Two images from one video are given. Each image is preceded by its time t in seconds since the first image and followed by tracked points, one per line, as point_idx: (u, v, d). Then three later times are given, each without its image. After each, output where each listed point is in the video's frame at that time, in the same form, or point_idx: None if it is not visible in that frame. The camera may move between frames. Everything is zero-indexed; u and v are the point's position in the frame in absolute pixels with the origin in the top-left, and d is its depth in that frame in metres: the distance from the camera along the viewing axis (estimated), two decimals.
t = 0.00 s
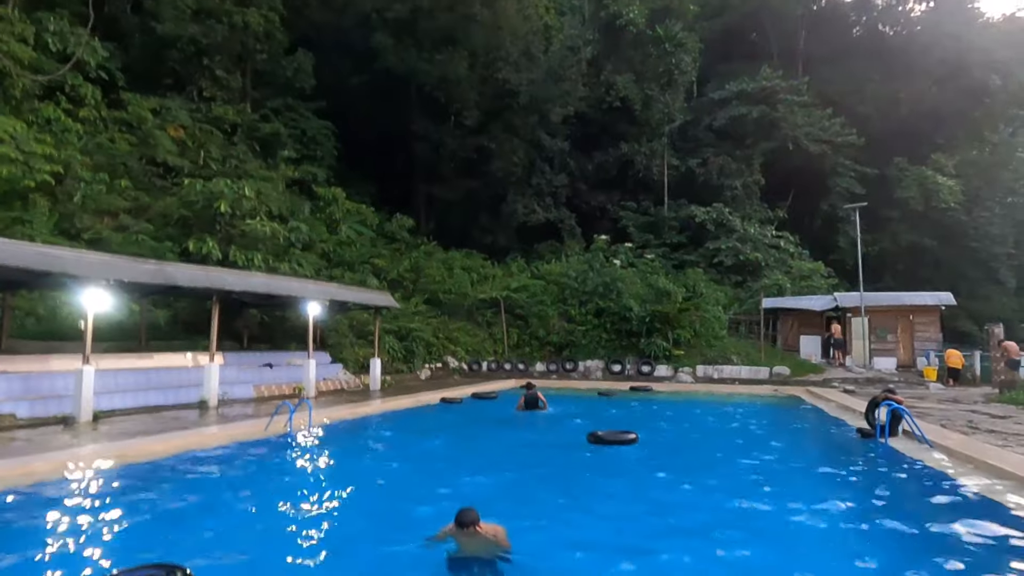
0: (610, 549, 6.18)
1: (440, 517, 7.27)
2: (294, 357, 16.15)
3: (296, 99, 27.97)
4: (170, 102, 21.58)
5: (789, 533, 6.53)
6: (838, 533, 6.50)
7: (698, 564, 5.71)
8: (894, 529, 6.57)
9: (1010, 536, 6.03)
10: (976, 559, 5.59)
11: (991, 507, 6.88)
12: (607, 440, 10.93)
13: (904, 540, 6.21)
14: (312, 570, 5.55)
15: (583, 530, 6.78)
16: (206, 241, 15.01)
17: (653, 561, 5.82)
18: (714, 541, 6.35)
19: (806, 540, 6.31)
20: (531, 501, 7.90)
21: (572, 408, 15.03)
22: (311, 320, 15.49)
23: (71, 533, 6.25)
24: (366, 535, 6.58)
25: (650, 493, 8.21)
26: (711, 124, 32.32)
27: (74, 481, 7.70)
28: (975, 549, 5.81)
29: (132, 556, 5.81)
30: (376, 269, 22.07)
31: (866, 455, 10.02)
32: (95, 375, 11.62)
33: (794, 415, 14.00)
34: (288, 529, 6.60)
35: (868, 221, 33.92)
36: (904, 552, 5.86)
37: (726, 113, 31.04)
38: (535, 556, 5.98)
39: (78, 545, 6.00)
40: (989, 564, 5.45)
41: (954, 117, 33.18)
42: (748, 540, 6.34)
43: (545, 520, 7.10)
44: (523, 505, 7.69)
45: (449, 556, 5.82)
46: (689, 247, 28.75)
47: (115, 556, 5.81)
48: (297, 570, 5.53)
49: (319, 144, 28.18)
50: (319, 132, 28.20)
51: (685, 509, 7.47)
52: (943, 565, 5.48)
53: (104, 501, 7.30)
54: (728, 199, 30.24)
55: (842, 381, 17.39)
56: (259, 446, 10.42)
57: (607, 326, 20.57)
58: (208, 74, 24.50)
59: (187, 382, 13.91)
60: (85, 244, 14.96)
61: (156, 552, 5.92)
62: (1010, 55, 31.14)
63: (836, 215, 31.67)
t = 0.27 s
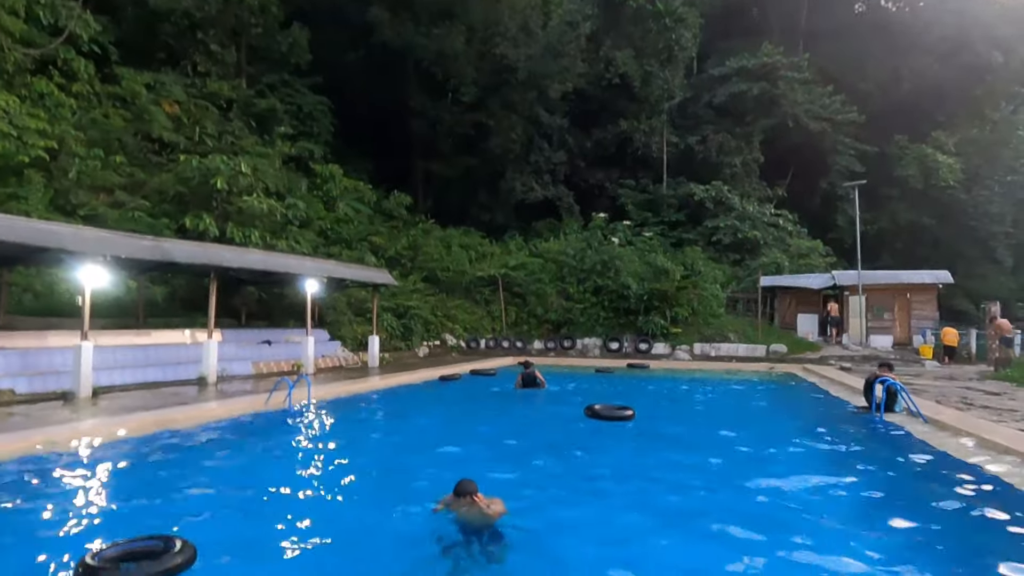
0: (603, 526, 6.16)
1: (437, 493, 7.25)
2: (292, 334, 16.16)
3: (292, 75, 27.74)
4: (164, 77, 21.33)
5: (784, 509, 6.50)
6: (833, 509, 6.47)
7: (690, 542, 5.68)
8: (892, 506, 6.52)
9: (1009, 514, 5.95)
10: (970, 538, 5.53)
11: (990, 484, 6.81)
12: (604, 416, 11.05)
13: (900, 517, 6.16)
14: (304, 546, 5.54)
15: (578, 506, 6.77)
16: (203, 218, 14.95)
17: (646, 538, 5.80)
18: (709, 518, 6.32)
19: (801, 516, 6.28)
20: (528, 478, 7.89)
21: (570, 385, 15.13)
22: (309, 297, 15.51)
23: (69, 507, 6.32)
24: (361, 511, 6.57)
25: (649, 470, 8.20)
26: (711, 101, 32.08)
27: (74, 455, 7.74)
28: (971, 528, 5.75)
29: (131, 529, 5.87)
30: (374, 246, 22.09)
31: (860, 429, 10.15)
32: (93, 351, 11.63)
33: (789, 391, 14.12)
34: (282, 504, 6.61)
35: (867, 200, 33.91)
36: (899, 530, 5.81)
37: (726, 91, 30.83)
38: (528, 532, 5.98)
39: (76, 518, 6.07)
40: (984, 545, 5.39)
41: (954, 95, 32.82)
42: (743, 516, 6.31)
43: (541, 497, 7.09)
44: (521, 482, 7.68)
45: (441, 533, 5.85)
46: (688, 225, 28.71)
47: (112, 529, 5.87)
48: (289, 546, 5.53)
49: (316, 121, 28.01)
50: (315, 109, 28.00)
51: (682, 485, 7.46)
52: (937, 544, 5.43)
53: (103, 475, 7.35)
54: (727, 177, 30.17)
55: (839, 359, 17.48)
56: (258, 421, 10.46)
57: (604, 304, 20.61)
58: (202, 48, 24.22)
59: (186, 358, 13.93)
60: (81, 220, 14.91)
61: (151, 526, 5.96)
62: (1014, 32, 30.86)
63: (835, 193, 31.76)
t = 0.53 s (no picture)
0: (604, 493, 6.12)
1: (437, 463, 7.20)
2: (291, 308, 16.17)
3: (287, 47, 27.42)
4: (157, 48, 21.01)
5: (786, 478, 6.45)
6: (835, 478, 6.41)
7: (688, 508, 5.63)
8: (891, 473, 6.55)
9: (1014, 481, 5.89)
10: (973, 507, 5.44)
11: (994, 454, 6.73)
12: (603, 388, 11.19)
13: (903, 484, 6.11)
14: (301, 513, 5.50)
15: (578, 474, 6.72)
16: (199, 192, 14.87)
17: (646, 505, 5.73)
18: (709, 485, 6.28)
19: (802, 484, 6.22)
20: (530, 450, 7.84)
21: (568, 359, 15.19)
22: (307, 271, 15.48)
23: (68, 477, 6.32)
24: (359, 480, 6.52)
25: (651, 442, 8.15)
26: (711, 74, 31.75)
27: (76, 426, 7.78)
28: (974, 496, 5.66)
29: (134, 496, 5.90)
30: (372, 221, 22.02)
31: (857, 400, 10.22)
32: (91, 325, 11.63)
33: (786, 364, 14.23)
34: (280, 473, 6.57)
35: (866, 175, 33.78)
36: (898, 494, 5.84)
37: (727, 63, 30.50)
38: (529, 499, 5.94)
39: (75, 488, 6.08)
40: (989, 511, 5.33)
41: (958, 68, 32.19)
42: (744, 484, 6.25)
43: (542, 467, 7.04)
44: (521, 454, 7.63)
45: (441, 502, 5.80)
46: (686, 200, 28.61)
47: (111, 497, 5.86)
48: (286, 515, 5.47)
49: (312, 94, 27.72)
50: (311, 81, 27.75)
51: (683, 455, 7.41)
52: (938, 511, 5.36)
53: (102, 446, 7.36)
54: (727, 151, 30.01)
55: (836, 333, 17.55)
56: (258, 393, 10.49)
57: (603, 279, 20.64)
58: (195, 19, 23.88)
59: (185, 332, 13.94)
60: (77, 194, 14.82)
61: (150, 495, 5.93)
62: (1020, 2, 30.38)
63: (835, 167, 31.82)
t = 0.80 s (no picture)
0: (603, 466, 6.12)
1: (436, 439, 7.20)
2: (290, 288, 16.16)
3: (284, 24, 27.14)
4: (153, 25, 20.75)
5: (786, 455, 6.33)
6: (836, 455, 6.29)
7: (686, 484, 5.52)
8: (890, 445, 6.55)
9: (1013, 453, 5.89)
10: (976, 482, 5.32)
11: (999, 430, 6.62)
12: (603, 366, 11.34)
13: (902, 456, 6.12)
14: (292, 490, 5.40)
15: (576, 453, 6.61)
16: (197, 170, 14.81)
17: (645, 478, 5.72)
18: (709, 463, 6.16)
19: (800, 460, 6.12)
20: (528, 429, 7.72)
21: (567, 339, 15.23)
22: (306, 252, 15.45)
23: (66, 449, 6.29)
24: (354, 458, 6.41)
25: (651, 420, 8.04)
26: (712, 53, 31.37)
27: (77, 403, 7.78)
28: (977, 473, 5.55)
29: (135, 467, 5.92)
30: (371, 201, 21.88)
31: (855, 379, 10.26)
32: (91, 304, 11.60)
33: (784, 344, 14.28)
34: (273, 452, 6.47)
35: (868, 155, 33.62)
36: (897, 466, 5.84)
37: (728, 42, 30.20)
38: (527, 472, 5.94)
39: (74, 462, 6.07)
40: (988, 481, 5.33)
41: (962, 48, 31.90)
42: (744, 458, 6.24)
43: (538, 445, 6.93)
44: (520, 433, 7.52)
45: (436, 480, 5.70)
46: (687, 180, 28.49)
47: (107, 469, 5.84)
48: (285, 486, 5.48)
49: (309, 72, 27.48)
50: (309, 59, 27.52)
51: (683, 434, 7.30)
52: (939, 488, 5.26)
53: (104, 419, 7.35)
54: (728, 131, 29.88)
55: (835, 314, 17.59)
56: (258, 372, 10.51)
57: (602, 260, 20.64)
58: None
59: (185, 312, 13.96)
60: (74, 172, 14.72)
61: (150, 466, 5.95)
62: None
63: (837, 148, 31.68)
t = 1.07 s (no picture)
0: (601, 455, 6.09)
1: (435, 427, 7.19)
2: (291, 276, 16.17)
3: (283, 10, 26.98)
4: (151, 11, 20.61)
5: (785, 448, 6.18)
6: (837, 447, 6.13)
7: (680, 477, 5.37)
8: (889, 434, 6.53)
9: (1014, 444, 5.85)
10: (975, 472, 5.29)
11: (1003, 423, 6.48)
12: (603, 353, 11.38)
13: (901, 446, 6.10)
14: (277, 482, 5.27)
15: (570, 444, 6.47)
16: (197, 158, 14.75)
17: (644, 466, 5.70)
18: (705, 455, 6.00)
19: (799, 453, 5.97)
20: (526, 418, 7.63)
21: (568, 327, 15.23)
22: (307, 239, 15.43)
23: (62, 435, 6.29)
24: (352, 446, 6.40)
25: (652, 409, 8.01)
26: (714, 39, 31.19)
27: (78, 389, 7.81)
28: (979, 468, 5.40)
29: (135, 452, 5.95)
30: (371, 188, 21.77)
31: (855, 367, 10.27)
32: (92, 292, 11.61)
33: (784, 331, 14.30)
34: (262, 442, 6.36)
35: (870, 142, 33.49)
36: (895, 455, 5.82)
37: (731, 28, 29.97)
38: (525, 460, 5.93)
39: (76, 446, 6.11)
40: (987, 471, 5.30)
41: (966, 34, 31.64)
42: (743, 447, 6.22)
43: (533, 435, 6.78)
44: (515, 423, 7.38)
45: (425, 473, 5.56)
46: (688, 167, 28.41)
47: (102, 455, 5.83)
48: (282, 474, 5.47)
49: (309, 58, 27.34)
50: (308, 46, 27.35)
51: (681, 425, 7.15)
52: (940, 483, 5.09)
53: (102, 405, 7.37)
54: (729, 118, 29.75)
55: (836, 301, 17.58)
56: (258, 358, 10.56)
57: (603, 247, 20.61)
58: None
59: (186, 300, 13.94)
60: (74, 160, 14.70)
61: (149, 452, 5.98)
62: None
63: (839, 135, 31.49)
